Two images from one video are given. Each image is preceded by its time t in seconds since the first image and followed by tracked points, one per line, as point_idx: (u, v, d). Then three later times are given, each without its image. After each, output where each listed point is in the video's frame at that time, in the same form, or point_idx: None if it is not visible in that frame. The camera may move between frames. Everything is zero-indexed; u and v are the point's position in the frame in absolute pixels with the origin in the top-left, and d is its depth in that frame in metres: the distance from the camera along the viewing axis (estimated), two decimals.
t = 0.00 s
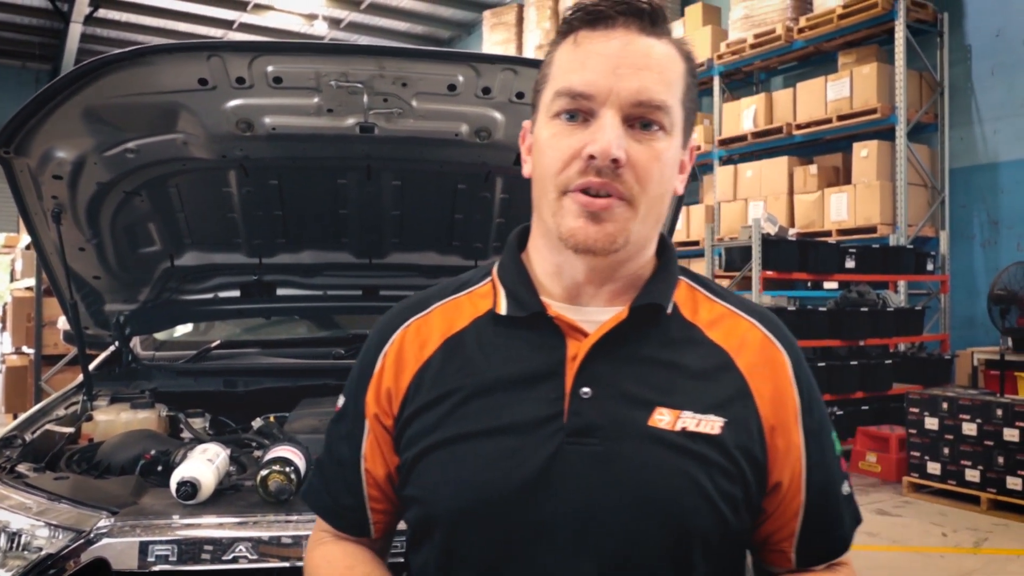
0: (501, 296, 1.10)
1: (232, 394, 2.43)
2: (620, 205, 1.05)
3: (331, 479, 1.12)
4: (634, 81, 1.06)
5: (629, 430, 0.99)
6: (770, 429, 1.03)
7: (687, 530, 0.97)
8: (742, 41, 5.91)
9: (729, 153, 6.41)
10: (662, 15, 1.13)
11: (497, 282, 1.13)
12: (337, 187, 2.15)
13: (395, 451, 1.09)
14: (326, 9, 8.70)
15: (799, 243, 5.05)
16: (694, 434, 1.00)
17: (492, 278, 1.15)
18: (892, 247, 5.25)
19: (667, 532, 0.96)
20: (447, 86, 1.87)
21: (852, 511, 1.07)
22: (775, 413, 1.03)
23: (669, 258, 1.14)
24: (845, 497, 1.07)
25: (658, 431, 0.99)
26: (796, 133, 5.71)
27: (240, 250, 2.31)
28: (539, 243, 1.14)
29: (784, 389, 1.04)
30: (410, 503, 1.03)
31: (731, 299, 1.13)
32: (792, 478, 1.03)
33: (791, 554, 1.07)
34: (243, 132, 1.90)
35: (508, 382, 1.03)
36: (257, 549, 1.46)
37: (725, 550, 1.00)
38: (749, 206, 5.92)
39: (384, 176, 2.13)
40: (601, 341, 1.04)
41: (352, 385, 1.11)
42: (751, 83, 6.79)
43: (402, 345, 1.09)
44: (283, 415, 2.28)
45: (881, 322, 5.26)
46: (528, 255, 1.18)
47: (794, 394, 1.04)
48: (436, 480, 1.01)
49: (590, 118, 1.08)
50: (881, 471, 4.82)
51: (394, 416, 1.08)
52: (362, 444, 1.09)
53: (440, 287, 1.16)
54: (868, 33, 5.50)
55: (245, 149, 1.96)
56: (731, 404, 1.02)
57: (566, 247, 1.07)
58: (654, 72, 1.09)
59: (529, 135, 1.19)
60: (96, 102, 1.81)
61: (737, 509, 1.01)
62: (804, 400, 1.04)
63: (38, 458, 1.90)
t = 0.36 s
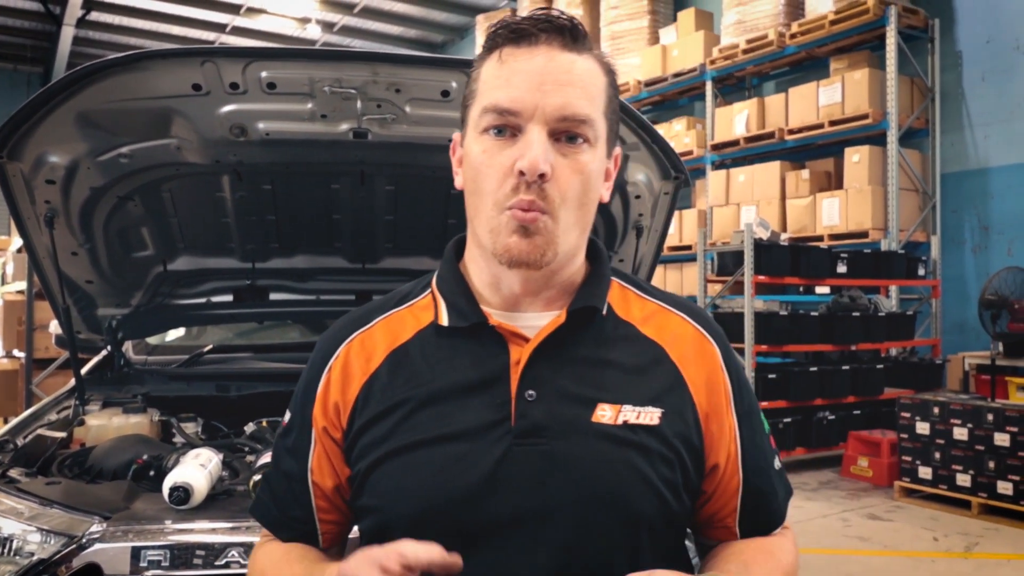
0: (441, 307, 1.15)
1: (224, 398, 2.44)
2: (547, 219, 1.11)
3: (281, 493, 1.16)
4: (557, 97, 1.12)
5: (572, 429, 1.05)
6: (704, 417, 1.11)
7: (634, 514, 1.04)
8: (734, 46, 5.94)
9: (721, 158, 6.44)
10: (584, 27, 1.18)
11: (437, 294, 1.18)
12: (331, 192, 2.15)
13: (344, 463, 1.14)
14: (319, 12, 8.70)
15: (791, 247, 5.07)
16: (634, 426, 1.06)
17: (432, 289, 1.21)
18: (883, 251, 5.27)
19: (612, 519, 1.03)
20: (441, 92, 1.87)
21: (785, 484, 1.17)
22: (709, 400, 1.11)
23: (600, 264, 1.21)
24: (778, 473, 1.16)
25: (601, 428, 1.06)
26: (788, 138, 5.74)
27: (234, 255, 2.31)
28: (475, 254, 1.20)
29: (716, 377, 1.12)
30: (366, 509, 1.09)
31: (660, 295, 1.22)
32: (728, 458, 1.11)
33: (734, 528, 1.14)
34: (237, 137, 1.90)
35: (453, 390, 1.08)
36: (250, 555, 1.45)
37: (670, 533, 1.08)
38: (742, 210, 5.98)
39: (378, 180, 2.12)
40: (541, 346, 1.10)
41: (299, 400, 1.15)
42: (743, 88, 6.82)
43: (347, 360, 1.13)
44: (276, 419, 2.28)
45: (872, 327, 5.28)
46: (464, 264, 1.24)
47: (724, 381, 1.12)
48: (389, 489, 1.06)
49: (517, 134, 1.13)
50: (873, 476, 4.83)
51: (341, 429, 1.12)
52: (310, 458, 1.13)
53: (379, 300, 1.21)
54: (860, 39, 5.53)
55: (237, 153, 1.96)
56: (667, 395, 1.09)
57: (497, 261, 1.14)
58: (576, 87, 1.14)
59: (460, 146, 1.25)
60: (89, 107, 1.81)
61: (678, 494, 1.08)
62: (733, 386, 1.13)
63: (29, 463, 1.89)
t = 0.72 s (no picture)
0: (425, 312, 1.16)
1: (222, 402, 2.44)
2: (524, 227, 1.13)
3: (275, 497, 1.17)
4: (528, 110, 1.13)
5: (549, 431, 1.05)
6: (682, 418, 1.10)
7: (608, 515, 1.03)
8: (731, 51, 5.95)
9: (719, 163, 6.45)
10: (552, 40, 1.19)
11: (422, 299, 1.19)
12: (329, 195, 2.15)
13: (334, 467, 1.14)
14: (317, 16, 8.71)
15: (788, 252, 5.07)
16: (608, 427, 1.06)
17: (417, 295, 1.21)
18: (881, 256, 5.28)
19: (586, 521, 1.03)
20: (439, 96, 1.87)
21: (766, 488, 1.16)
22: (686, 402, 1.10)
23: (579, 265, 1.22)
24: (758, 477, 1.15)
25: (576, 430, 1.06)
26: (786, 143, 5.75)
27: (231, 260, 2.30)
28: (456, 261, 1.22)
29: (694, 379, 1.11)
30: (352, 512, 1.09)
31: (641, 298, 1.21)
32: (705, 462, 1.10)
33: (710, 531, 1.13)
34: (235, 140, 1.91)
35: (434, 392, 1.09)
36: (247, 559, 1.45)
37: (647, 535, 1.07)
38: (739, 215, 5.98)
39: (376, 184, 2.12)
40: (519, 348, 1.10)
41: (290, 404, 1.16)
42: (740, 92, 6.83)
43: (336, 365, 1.14)
44: (274, 424, 2.27)
45: (869, 331, 5.29)
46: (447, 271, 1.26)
47: (702, 383, 1.11)
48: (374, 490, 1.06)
49: (491, 147, 1.15)
50: (871, 480, 4.84)
51: (331, 432, 1.13)
52: (303, 462, 1.14)
53: (369, 306, 1.22)
54: (857, 44, 5.55)
55: (235, 157, 1.96)
56: (645, 396, 1.09)
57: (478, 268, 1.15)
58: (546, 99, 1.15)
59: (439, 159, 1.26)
60: (87, 110, 1.81)
61: (654, 495, 1.07)
62: (713, 388, 1.11)
63: (25, 467, 1.89)
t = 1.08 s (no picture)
0: (413, 316, 1.16)
1: (221, 405, 2.45)
2: (515, 223, 1.12)
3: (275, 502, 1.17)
4: (524, 111, 1.13)
5: (536, 431, 1.04)
6: (667, 414, 1.08)
7: (590, 514, 1.02)
8: (730, 54, 5.95)
9: (718, 165, 6.45)
10: (548, 46, 1.19)
11: (410, 305, 1.19)
12: (326, 197, 2.15)
13: (331, 471, 1.15)
14: (317, 20, 8.73)
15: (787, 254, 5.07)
16: (590, 425, 1.05)
17: (408, 301, 1.21)
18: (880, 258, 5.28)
19: (568, 520, 1.02)
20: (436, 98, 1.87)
21: (769, 484, 1.13)
22: (670, 398, 1.09)
23: (565, 267, 1.22)
24: (759, 473, 1.12)
25: (561, 429, 1.05)
26: (785, 145, 5.75)
27: (230, 262, 2.29)
28: (445, 261, 1.21)
29: (678, 375, 1.09)
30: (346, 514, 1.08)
31: (629, 296, 1.19)
32: (694, 458, 1.08)
33: (705, 531, 1.10)
34: (233, 142, 1.91)
35: (421, 394, 1.09)
36: (244, 562, 1.45)
37: (634, 534, 1.06)
38: (738, 217, 5.98)
39: (374, 186, 2.11)
40: (502, 349, 1.10)
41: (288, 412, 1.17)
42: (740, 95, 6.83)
43: (329, 373, 1.15)
44: (272, 426, 2.26)
45: (869, 334, 5.28)
46: (434, 273, 1.26)
47: (686, 378, 1.09)
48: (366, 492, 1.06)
49: (484, 145, 1.14)
50: (871, 482, 4.83)
51: (326, 438, 1.14)
52: (302, 468, 1.15)
53: (364, 314, 1.22)
54: (856, 46, 5.55)
55: (231, 158, 1.96)
56: (627, 394, 1.08)
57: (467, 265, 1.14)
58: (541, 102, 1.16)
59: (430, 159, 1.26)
60: (84, 112, 1.81)
61: (637, 492, 1.05)
62: (699, 383, 1.09)
63: (23, 470, 1.89)
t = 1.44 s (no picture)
0: (417, 318, 1.16)
1: (220, 407, 2.45)
2: (517, 222, 1.11)
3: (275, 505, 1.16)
4: (523, 111, 1.13)
5: (539, 432, 1.04)
6: (671, 420, 1.08)
7: (595, 517, 1.02)
8: (730, 56, 5.94)
9: (718, 168, 6.44)
10: (547, 50, 1.19)
11: (414, 307, 1.18)
12: (326, 200, 2.14)
13: (332, 475, 1.14)
14: (318, 22, 8.73)
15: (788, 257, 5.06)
16: (596, 428, 1.05)
17: (411, 304, 1.21)
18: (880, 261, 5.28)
19: (573, 521, 1.01)
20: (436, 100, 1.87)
21: (764, 493, 1.13)
22: (674, 405, 1.08)
23: (567, 270, 1.22)
24: (755, 482, 1.13)
25: (566, 431, 1.04)
26: (785, 148, 5.74)
27: (229, 263, 2.29)
28: (448, 263, 1.21)
29: (682, 381, 1.09)
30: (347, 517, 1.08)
31: (632, 302, 1.19)
32: (696, 464, 1.08)
33: (703, 537, 1.10)
34: (232, 144, 1.90)
35: (425, 396, 1.08)
36: (242, 565, 1.44)
37: (636, 538, 1.05)
38: (738, 220, 5.98)
39: (374, 188, 2.11)
40: (508, 351, 1.10)
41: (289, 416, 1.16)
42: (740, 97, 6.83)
43: (332, 374, 1.14)
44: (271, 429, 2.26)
45: (869, 337, 5.28)
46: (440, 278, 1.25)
47: (689, 385, 1.09)
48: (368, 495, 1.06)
49: (486, 146, 1.14)
50: (871, 485, 4.82)
51: (328, 441, 1.13)
52: (303, 471, 1.14)
53: (366, 317, 1.22)
54: (856, 49, 5.54)
55: (231, 160, 1.95)
56: (631, 398, 1.07)
57: (471, 265, 1.14)
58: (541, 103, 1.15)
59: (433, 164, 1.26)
60: (83, 113, 1.80)
61: (642, 496, 1.05)
62: (703, 390, 1.09)
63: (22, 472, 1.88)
